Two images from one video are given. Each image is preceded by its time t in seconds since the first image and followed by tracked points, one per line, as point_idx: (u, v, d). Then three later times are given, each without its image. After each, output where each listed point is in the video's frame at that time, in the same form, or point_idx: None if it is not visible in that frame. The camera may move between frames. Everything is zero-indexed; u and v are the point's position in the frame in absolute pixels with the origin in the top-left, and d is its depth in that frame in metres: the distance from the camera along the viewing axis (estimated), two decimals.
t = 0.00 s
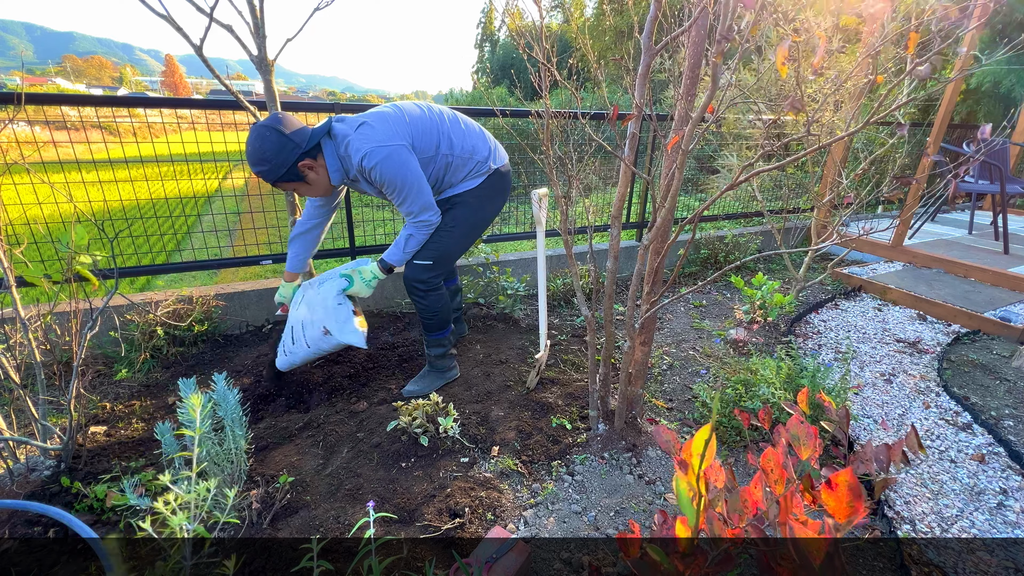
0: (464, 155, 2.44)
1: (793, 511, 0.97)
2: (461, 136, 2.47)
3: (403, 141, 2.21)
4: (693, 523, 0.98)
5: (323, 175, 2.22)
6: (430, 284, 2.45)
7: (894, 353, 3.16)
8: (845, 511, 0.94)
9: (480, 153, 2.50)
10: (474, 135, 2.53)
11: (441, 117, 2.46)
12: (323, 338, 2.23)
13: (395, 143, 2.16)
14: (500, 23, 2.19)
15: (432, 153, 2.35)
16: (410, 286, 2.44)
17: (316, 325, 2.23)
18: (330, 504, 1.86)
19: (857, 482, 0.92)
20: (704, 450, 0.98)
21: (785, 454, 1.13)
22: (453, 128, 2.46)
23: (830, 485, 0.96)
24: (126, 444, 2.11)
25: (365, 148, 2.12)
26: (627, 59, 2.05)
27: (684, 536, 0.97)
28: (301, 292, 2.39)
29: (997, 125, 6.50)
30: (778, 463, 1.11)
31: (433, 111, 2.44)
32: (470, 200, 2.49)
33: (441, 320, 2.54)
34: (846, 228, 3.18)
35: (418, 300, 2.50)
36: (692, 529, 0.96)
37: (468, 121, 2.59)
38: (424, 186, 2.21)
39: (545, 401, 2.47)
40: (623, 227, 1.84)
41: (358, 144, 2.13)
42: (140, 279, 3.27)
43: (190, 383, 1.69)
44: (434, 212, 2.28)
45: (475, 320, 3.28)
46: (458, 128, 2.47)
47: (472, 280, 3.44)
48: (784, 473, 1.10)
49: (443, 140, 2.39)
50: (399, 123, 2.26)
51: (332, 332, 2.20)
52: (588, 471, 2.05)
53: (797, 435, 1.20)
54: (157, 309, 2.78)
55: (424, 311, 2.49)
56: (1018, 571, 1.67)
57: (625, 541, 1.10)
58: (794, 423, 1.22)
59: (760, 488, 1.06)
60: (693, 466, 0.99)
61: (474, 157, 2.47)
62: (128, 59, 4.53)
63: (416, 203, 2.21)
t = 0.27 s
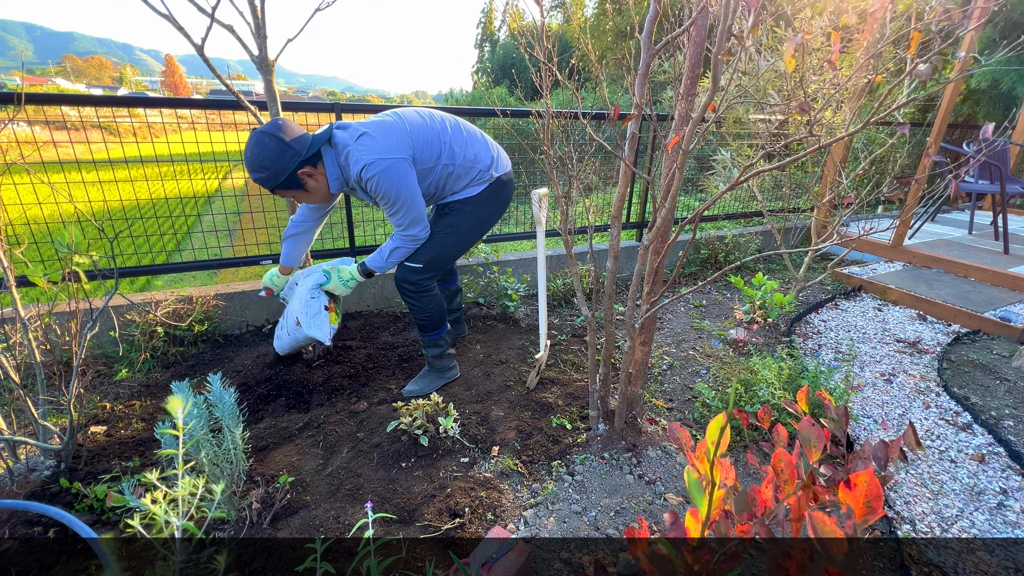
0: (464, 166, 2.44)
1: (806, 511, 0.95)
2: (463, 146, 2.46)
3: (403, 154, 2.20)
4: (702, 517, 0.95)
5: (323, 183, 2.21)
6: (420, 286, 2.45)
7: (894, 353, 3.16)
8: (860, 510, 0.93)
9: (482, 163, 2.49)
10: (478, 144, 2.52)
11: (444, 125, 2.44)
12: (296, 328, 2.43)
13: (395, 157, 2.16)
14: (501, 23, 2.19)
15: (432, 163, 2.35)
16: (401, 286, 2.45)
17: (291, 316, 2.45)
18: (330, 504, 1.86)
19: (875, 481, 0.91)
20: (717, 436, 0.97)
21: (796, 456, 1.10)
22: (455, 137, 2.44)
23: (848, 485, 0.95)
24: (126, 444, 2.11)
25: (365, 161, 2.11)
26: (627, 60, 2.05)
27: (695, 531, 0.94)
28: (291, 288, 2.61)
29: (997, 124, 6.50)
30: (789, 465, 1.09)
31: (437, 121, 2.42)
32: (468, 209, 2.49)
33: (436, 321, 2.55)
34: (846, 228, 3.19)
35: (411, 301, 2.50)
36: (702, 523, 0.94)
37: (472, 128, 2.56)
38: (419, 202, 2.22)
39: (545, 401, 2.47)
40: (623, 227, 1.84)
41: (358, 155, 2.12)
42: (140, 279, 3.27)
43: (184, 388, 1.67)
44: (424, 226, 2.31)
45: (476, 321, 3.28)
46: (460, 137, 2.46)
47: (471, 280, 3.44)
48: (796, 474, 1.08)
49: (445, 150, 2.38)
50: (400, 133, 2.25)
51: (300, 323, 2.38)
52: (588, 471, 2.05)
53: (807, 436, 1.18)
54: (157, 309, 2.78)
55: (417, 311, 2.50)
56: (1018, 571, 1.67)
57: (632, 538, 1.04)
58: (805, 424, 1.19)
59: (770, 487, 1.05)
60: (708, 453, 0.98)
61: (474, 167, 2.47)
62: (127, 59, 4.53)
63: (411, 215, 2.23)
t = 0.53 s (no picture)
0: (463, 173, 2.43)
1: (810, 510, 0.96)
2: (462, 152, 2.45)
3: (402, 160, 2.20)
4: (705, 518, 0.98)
5: (321, 183, 2.20)
6: (417, 287, 2.46)
7: (894, 353, 3.16)
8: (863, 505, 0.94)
9: (482, 169, 2.49)
10: (479, 149, 2.52)
11: (445, 130, 2.43)
12: (296, 328, 2.36)
13: (394, 163, 2.16)
14: (500, 23, 2.19)
15: (431, 168, 2.35)
16: (397, 287, 2.45)
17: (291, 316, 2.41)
18: (330, 504, 1.86)
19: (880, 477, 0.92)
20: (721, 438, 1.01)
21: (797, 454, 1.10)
22: (456, 142, 2.44)
23: (849, 481, 0.96)
24: (126, 444, 2.11)
25: (364, 165, 2.10)
26: (628, 60, 2.05)
27: (699, 531, 0.97)
28: (285, 284, 2.53)
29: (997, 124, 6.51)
30: (788, 463, 1.09)
31: (438, 125, 2.41)
32: (467, 214, 2.49)
33: (434, 322, 2.54)
34: (846, 228, 3.19)
35: (408, 301, 2.50)
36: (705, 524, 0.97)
37: (474, 133, 2.56)
38: (417, 208, 2.22)
39: (545, 401, 2.47)
40: (623, 227, 1.84)
41: (357, 160, 2.12)
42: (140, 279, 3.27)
43: (190, 384, 1.66)
44: (421, 231, 2.31)
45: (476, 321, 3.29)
46: (461, 142, 2.46)
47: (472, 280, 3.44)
48: (795, 472, 1.08)
49: (445, 156, 2.38)
50: (401, 138, 2.25)
51: (301, 323, 2.32)
52: (588, 471, 2.05)
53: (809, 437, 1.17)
54: (157, 309, 2.78)
55: (415, 314, 2.50)
56: (1018, 571, 1.67)
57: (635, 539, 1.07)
58: (803, 421, 1.19)
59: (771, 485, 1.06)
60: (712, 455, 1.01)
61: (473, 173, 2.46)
62: (127, 59, 4.52)
63: (409, 221, 2.23)
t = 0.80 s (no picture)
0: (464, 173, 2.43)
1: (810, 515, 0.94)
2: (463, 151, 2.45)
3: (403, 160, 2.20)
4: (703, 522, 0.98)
5: (322, 181, 2.21)
6: (421, 289, 2.46)
7: (894, 353, 3.16)
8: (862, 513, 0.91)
9: (484, 169, 2.49)
10: (481, 149, 2.52)
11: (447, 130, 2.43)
12: (304, 347, 2.35)
13: (395, 162, 2.16)
14: (501, 23, 2.19)
15: (432, 169, 2.35)
16: (400, 289, 2.46)
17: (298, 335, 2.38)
18: (330, 504, 1.86)
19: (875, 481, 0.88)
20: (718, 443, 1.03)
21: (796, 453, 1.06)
22: (458, 143, 2.44)
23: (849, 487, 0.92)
24: (126, 444, 2.10)
25: (364, 165, 2.11)
26: (628, 60, 2.05)
27: (698, 534, 0.97)
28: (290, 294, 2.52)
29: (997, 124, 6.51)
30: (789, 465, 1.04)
31: (440, 125, 2.41)
32: (469, 214, 2.49)
33: (435, 324, 2.55)
34: (846, 229, 3.18)
35: (411, 303, 2.51)
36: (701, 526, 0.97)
37: (476, 133, 2.56)
38: (417, 208, 2.22)
39: (545, 401, 2.47)
40: (623, 228, 1.84)
41: (357, 159, 2.12)
42: (140, 279, 3.27)
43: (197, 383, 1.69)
44: (424, 231, 2.31)
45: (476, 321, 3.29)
46: (462, 142, 2.46)
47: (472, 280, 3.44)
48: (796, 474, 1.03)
49: (446, 156, 2.38)
50: (401, 137, 2.25)
51: (310, 341, 2.31)
52: (588, 471, 2.05)
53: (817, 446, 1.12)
54: (157, 309, 2.78)
55: (417, 314, 2.50)
56: (1018, 571, 1.67)
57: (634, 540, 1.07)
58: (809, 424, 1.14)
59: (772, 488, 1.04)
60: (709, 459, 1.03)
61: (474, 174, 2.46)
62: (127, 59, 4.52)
63: (410, 221, 2.23)
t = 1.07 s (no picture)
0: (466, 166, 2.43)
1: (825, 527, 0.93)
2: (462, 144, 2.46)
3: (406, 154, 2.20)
4: (712, 528, 0.96)
5: (322, 174, 2.21)
6: (429, 286, 2.46)
7: (894, 353, 3.16)
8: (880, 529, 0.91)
9: (486, 162, 2.49)
10: (481, 142, 2.52)
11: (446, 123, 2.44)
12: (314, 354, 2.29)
13: (397, 157, 2.16)
14: (501, 23, 2.19)
15: (433, 164, 2.36)
16: (409, 287, 2.46)
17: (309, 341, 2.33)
18: (330, 504, 1.86)
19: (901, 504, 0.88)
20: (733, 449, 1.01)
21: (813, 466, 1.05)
22: (458, 136, 2.44)
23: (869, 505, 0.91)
24: (126, 444, 2.10)
25: (366, 160, 2.11)
26: (628, 60, 2.05)
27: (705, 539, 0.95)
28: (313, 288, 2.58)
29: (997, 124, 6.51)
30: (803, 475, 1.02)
31: (440, 119, 2.42)
32: (472, 207, 2.49)
33: (440, 322, 2.55)
34: (846, 229, 3.18)
35: (418, 301, 2.51)
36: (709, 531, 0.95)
37: (476, 126, 2.56)
38: (422, 201, 2.21)
39: (545, 401, 2.47)
40: (623, 227, 1.84)
41: (359, 154, 2.12)
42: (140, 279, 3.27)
43: (194, 384, 1.66)
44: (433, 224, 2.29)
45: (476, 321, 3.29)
46: (461, 135, 2.46)
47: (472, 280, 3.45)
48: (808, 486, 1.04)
49: (447, 150, 2.38)
50: (402, 132, 2.25)
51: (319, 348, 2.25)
52: (588, 471, 2.05)
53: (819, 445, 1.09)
54: (157, 309, 2.78)
55: (422, 311, 2.50)
56: (1018, 571, 1.67)
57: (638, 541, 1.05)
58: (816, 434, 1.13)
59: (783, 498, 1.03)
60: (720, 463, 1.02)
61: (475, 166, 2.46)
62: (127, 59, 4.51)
63: (415, 215, 2.22)
